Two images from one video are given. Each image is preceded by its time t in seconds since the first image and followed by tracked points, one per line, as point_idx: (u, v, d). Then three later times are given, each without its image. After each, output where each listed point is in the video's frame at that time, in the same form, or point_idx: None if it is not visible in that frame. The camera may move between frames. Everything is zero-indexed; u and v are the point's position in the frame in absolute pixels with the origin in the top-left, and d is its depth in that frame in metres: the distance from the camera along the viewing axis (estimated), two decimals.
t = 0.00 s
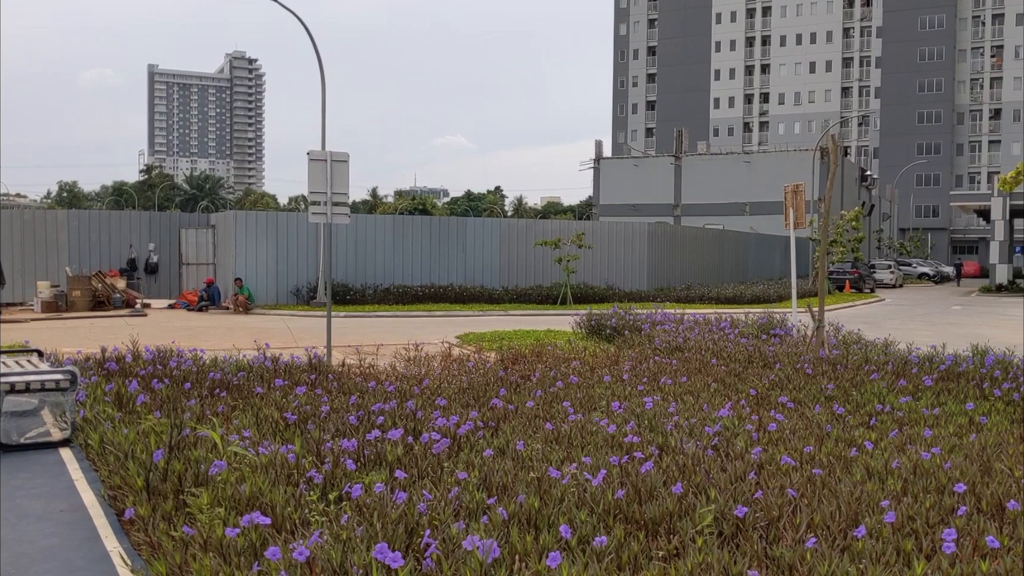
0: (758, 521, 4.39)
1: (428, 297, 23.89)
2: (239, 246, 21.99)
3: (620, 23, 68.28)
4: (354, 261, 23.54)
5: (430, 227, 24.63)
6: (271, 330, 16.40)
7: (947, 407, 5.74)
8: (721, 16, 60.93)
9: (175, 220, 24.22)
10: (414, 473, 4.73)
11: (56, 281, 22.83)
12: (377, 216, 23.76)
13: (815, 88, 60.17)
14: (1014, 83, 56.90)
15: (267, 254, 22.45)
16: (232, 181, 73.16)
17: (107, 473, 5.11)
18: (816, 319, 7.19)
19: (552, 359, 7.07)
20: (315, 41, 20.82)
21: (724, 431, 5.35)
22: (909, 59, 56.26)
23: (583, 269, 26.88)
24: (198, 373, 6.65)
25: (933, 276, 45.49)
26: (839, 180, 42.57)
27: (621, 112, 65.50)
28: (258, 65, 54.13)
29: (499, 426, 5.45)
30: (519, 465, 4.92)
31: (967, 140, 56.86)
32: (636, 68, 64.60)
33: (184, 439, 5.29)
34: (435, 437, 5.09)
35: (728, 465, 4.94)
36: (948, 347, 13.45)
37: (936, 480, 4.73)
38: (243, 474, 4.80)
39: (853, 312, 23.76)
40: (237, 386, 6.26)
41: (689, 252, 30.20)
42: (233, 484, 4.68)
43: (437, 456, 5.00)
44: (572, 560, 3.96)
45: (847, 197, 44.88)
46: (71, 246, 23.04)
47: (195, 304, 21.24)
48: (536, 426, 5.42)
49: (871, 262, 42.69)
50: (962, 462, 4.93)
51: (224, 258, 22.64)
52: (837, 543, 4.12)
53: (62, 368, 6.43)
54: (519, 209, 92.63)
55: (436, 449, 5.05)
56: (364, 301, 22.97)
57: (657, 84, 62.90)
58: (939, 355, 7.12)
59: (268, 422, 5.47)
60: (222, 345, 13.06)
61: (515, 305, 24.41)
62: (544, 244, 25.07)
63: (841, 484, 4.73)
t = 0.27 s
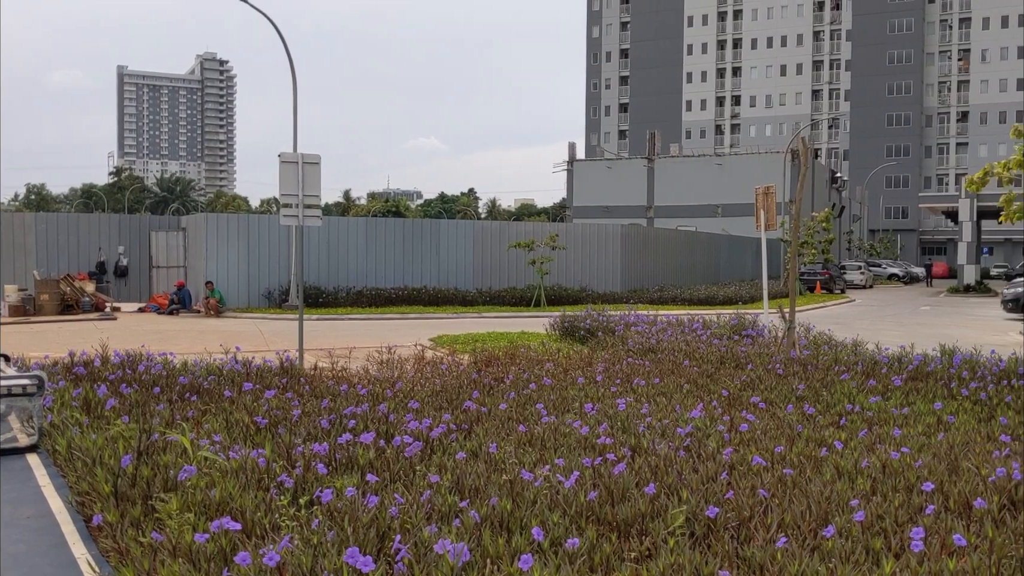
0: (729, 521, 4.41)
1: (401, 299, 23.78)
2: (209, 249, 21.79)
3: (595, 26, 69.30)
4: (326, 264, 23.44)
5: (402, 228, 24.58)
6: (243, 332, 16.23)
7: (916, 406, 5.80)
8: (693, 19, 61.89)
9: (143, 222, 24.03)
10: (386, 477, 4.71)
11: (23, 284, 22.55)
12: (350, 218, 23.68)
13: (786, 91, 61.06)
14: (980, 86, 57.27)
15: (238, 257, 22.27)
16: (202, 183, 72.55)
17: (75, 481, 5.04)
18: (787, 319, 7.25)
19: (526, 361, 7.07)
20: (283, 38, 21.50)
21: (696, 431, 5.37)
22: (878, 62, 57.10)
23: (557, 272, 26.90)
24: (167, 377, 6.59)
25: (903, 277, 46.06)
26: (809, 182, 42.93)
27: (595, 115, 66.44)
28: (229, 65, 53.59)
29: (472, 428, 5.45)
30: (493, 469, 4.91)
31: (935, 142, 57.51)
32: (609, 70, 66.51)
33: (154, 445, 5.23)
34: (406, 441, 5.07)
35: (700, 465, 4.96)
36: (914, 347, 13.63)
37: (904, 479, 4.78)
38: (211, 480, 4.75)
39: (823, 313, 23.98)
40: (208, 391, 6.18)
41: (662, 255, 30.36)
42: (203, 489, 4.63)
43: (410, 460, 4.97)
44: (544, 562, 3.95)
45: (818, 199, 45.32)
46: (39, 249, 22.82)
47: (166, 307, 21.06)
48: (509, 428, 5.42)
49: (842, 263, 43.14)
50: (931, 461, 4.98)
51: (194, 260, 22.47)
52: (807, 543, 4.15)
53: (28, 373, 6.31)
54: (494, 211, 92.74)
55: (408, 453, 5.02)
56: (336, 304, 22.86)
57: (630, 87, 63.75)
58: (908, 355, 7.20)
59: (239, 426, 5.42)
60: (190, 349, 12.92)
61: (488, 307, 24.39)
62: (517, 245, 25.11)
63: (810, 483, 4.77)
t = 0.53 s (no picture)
0: (701, 520, 4.42)
1: (375, 300, 23.69)
2: (181, 250, 21.61)
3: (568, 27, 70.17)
4: (298, 265, 23.34)
5: (376, 229, 24.48)
6: (215, 334, 16.07)
7: (886, 405, 5.86)
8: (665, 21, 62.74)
9: (114, 224, 23.65)
10: (358, 479, 4.68)
11: None
12: (323, 219, 23.55)
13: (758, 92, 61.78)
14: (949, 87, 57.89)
15: (210, 258, 22.11)
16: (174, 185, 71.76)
17: (43, 485, 4.97)
18: (759, 319, 7.30)
19: (500, 362, 7.07)
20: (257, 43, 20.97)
21: (668, 431, 5.40)
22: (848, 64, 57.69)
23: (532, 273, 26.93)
24: (137, 380, 6.52)
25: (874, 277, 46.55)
26: (780, 182, 43.25)
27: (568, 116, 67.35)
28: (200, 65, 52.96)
29: (445, 430, 5.43)
30: (465, 470, 4.90)
31: (905, 143, 58.75)
32: (582, 71, 67.33)
33: (123, 449, 5.17)
34: (379, 443, 5.04)
35: (672, 465, 4.98)
36: (884, 346, 13.78)
37: (874, 477, 4.82)
38: (182, 483, 4.70)
39: (794, 312, 24.16)
40: (179, 394, 6.12)
41: (636, 255, 30.46)
42: (174, 493, 4.58)
43: (382, 462, 4.94)
44: (517, 563, 3.94)
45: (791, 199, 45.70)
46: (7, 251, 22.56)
47: (137, 310, 20.85)
48: (483, 429, 5.42)
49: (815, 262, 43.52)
50: (901, 459, 5.04)
51: (166, 262, 22.31)
52: (778, 541, 4.17)
53: None
54: (469, 211, 92.76)
55: (380, 455, 5.01)
56: (309, 305, 22.85)
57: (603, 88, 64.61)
58: (877, 353, 7.28)
59: (211, 429, 5.38)
60: (160, 352, 12.79)
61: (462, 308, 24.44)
62: (491, 246, 25.12)
63: (781, 481, 4.80)
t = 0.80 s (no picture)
0: (675, 517, 4.44)
1: (351, 299, 23.63)
2: (153, 249, 21.49)
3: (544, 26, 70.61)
4: (273, 265, 23.26)
5: (351, 229, 24.43)
6: (189, 334, 15.93)
7: (859, 402, 5.92)
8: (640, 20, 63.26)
9: (85, 224, 23.52)
10: (332, 479, 4.66)
11: None
12: (298, 218, 23.51)
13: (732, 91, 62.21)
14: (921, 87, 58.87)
15: (183, 258, 21.97)
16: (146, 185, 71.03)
17: (13, 488, 4.90)
18: (733, 317, 7.34)
19: (476, 361, 7.06)
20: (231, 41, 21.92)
21: (643, 429, 5.42)
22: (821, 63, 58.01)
23: (508, 272, 26.89)
24: (108, 381, 6.45)
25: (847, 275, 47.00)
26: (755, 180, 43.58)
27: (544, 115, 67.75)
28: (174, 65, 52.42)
29: (421, 430, 5.42)
30: (438, 469, 4.89)
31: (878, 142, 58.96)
32: (559, 70, 67.86)
33: (95, 451, 5.11)
34: (353, 443, 5.02)
35: (647, 463, 5.00)
36: (856, 343, 13.91)
37: (846, 474, 4.86)
38: (154, 485, 4.65)
39: (769, 311, 24.34)
40: (151, 396, 6.06)
41: (613, 254, 30.53)
42: (146, 495, 4.53)
43: (356, 461, 4.93)
44: (491, 562, 3.93)
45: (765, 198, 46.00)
46: None
47: (108, 310, 20.64)
48: (458, 429, 5.41)
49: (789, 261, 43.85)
50: (872, 456, 5.08)
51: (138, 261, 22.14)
52: (751, 538, 4.19)
53: None
54: (444, 210, 92.75)
55: (354, 454, 4.99)
56: (284, 305, 22.79)
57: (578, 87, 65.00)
58: (850, 351, 7.34)
59: (183, 430, 5.33)
60: (132, 353, 12.66)
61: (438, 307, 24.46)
62: (467, 245, 25.09)
63: (755, 478, 4.83)
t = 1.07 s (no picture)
0: (652, 515, 4.45)
1: (329, 299, 23.57)
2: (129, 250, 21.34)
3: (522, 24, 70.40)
4: (251, 265, 23.12)
5: (330, 229, 24.33)
6: (166, 334, 15.82)
7: (835, 398, 5.97)
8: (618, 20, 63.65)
9: (59, 225, 23.37)
10: (309, 479, 4.64)
11: None
12: (275, 218, 23.38)
13: (710, 91, 62.71)
14: (897, 86, 59.78)
15: (160, 258, 21.81)
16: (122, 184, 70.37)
17: None
18: (711, 315, 7.37)
19: (454, 360, 7.06)
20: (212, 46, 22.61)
21: (621, 427, 5.43)
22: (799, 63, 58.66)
23: (487, 271, 26.89)
24: (83, 383, 6.39)
25: (824, 273, 47.38)
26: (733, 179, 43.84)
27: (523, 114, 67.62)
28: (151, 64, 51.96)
29: (399, 429, 5.41)
30: (415, 468, 4.88)
31: (855, 141, 59.71)
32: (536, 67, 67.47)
33: (69, 453, 5.05)
34: (330, 442, 5.01)
35: (624, 461, 5.01)
36: (832, 340, 14.04)
37: (822, 470, 4.89)
38: (128, 487, 4.61)
39: (747, 309, 24.49)
40: (127, 397, 6.01)
41: (593, 253, 30.60)
42: (120, 497, 4.49)
43: (333, 461, 4.91)
44: (468, 561, 3.92)
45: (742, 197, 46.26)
46: None
47: (85, 311, 20.43)
48: (437, 428, 5.40)
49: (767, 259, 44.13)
50: (848, 452, 5.12)
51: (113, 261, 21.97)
52: (728, 535, 4.21)
53: None
54: (423, 209, 92.73)
55: (331, 455, 4.97)
56: (262, 305, 22.70)
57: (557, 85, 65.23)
58: (827, 348, 7.40)
59: (158, 431, 5.30)
60: (107, 353, 12.56)
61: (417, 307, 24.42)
62: (446, 244, 25.03)
63: (732, 476, 4.86)
